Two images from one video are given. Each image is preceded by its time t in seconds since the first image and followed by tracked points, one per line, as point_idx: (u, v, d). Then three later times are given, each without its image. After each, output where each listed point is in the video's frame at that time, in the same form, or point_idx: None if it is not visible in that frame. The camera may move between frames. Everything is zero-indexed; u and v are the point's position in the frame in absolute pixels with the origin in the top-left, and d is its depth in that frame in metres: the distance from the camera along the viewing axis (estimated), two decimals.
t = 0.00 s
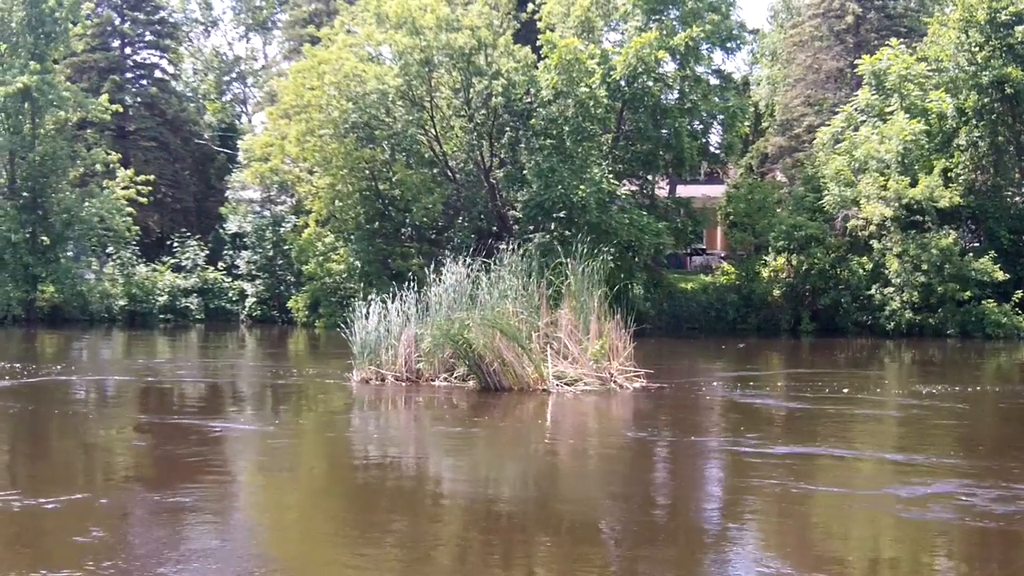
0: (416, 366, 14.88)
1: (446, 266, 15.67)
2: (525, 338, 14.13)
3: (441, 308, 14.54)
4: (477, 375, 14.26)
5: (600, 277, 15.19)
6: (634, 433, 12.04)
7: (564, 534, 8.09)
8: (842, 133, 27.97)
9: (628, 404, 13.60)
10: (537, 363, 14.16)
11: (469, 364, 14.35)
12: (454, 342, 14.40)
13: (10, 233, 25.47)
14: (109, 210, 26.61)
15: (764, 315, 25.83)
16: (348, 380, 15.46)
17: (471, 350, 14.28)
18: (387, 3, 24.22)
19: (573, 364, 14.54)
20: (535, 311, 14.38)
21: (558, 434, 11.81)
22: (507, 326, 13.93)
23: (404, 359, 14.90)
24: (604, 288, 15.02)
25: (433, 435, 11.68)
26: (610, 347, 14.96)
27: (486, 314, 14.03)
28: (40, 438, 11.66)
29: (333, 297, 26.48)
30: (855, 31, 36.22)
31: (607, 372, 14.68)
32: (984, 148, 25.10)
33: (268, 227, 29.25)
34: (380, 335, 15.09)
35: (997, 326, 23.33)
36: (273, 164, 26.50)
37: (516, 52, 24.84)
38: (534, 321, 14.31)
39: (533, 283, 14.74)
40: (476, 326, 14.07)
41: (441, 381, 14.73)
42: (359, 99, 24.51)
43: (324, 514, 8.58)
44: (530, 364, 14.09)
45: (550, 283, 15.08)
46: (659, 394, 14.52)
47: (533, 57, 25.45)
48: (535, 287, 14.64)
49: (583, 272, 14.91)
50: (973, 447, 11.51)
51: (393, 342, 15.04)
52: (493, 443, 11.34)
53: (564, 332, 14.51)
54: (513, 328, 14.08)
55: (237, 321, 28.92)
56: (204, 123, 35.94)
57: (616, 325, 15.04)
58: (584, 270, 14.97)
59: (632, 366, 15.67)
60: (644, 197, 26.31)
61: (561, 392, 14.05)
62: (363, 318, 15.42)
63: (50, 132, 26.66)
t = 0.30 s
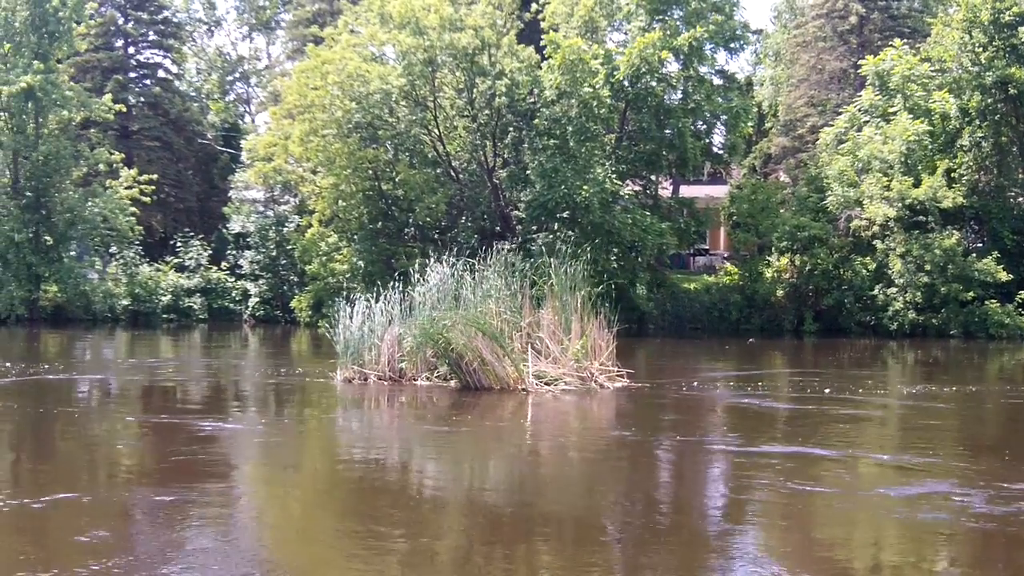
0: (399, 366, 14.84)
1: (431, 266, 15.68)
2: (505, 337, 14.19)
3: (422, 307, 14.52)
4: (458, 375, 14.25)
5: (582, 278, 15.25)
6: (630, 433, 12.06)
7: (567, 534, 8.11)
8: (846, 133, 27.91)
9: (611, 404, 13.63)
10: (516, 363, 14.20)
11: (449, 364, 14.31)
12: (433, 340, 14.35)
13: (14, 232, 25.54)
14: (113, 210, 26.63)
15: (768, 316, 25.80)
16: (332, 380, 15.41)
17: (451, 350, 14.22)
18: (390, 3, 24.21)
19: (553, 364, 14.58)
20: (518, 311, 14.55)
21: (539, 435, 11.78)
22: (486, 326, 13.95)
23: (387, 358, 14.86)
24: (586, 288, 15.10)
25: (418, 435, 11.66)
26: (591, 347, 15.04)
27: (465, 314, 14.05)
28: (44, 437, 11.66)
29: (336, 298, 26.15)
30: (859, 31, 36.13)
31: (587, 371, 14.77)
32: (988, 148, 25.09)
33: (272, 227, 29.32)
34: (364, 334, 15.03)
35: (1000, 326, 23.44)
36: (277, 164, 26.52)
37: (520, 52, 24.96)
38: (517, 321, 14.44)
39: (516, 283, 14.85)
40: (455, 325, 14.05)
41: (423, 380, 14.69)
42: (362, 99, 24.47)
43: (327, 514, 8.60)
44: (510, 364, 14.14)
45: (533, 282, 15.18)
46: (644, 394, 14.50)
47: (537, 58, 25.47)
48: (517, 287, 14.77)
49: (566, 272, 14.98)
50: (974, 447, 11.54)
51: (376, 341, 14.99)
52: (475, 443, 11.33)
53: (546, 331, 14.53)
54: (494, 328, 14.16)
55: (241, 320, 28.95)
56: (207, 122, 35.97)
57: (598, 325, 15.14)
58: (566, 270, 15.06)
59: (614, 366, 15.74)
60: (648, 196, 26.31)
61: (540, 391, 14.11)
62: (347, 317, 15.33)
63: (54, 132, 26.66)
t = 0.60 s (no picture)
0: (379, 367, 14.88)
1: (412, 266, 15.65)
2: (482, 338, 14.18)
3: (400, 307, 14.56)
4: (436, 375, 14.17)
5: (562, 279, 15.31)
6: (624, 433, 12.12)
7: (566, 534, 8.12)
8: (846, 133, 27.80)
9: (591, 403, 13.70)
10: (493, 363, 14.20)
11: (427, 364, 14.22)
12: (410, 340, 14.30)
13: (13, 233, 25.51)
14: (112, 211, 26.62)
15: (768, 316, 25.80)
16: (312, 381, 15.40)
17: (429, 350, 14.13)
18: (390, 4, 24.18)
19: (530, 364, 14.62)
20: (498, 311, 14.58)
21: (519, 435, 11.78)
22: (463, 327, 13.93)
23: (367, 359, 14.91)
24: (565, 289, 15.18)
25: (401, 435, 11.70)
26: (570, 347, 15.06)
27: (441, 315, 14.02)
28: (45, 438, 11.67)
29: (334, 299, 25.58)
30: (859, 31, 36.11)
31: (565, 370, 14.79)
32: (987, 148, 25.06)
33: (272, 228, 29.23)
34: (345, 335, 15.11)
35: (999, 326, 23.46)
36: (277, 165, 26.40)
37: (519, 54, 24.97)
38: (496, 321, 14.49)
39: (496, 283, 14.80)
40: (433, 326, 13.97)
41: (402, 381, 14.74)
42: (362, 99, 24.44)
43: (327, 514, 8.61)
44: (488, 364, 14.13)
45: (513, 282, 15.17)
46: (623, 394, 14.53)
47: (537, 58, 25.53)
48: (497, 287, 14.75)
49: (546, 271, 14.97)
50: (976, 447, 11.53)
51: (356, 342, 15.07)
52: (457, 444, 11.33)
53: (524, 329, 14.62)
54: (471, 329, 14.17)
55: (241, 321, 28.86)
56: (206, 123, 35.94)
57: (577, 325, 15.16)
58: (547, 270, 15.06)
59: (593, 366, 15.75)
60: (647, 197, 26.23)
61: (516, 391, 14.13)
62: (329, 318, 15.49)
63: (53, 133, 26.67)
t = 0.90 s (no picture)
0: (354, 364, 14.95)
1: (388, 263, 15.68)
2: (455, 335, 14.30)
3: (378, 303, 14.61)
4: (409, 372, 14.21)
5: (536, 277, 15.40)
6: (614, 432, 12.05)
7: (561, 533, 8.07)
8: (840, 131, 27.56)
9: (567, 403, 13.60)
10: (465, 360, 14.26)
11: (399, 361, 14.29)
12: (383, 338, 14.43)
13: (7, 232, 25.55)
14: (107, 209, 26.55)
15: (762, 313, 25.83)
16: (286, 378, 15.47)
17: (401, 347, 14.18)
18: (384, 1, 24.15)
19: (503, 361, 14.64)
20: (473, 308, 14.66)
21: (510, 434, 11.74)
22: (436, 325, 13.99)
23: (342, 356, 14.97)
24: (540, 287, 15.25)
25: (376, 433, 11.72)
26: (543, 344, 15.08)
27: (412, 313, 14.13)
28: (37, 438, 11.60)
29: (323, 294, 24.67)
30: (853, 28, 36.15)
31: (539, 368, 14.78)
32: (981, 146, 25.21)
33: (266, 226, 29.21)
34: (320, 332, 15.19)
35: (994, 323, 23.42)
36: (271, 163, 26.39)
37: (515, 51, 24.99)
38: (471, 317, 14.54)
39: (472, 281, 14.92)
40: (405, 322, 14.06)
41: (377, 377, 14.82)
42: (356, 97, 24.44)
43: (321, 514, 8.57)
44: (459, 361, 14.18)
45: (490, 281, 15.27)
46: (593, 391, 14.53)
47: (531, 56, 25.60)
48: (473, 285, 14.84)
49: (522, 269, 15.05)
50: (971, 447, 11.42)
51: (332, 338, 15.13)
52: (445, 443, 11.29)
53: (498, 326, 14.67)
54: (444, 326, 14.25)
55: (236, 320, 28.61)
56: (201, 122, 35.75)
57: (554, 323, 15.19)
58: (523, 268, 15.12)
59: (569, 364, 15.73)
60: (642, 194, 26.28)
61: (487, 389, 14.13)
62: (305, 315, 15.56)
63: (47, 130, 26.67)
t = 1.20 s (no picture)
0: (330, 361, 14.94)
1: (365, 260, 15.74)
2: (427, 333, 14.41)
3: (353, 300, 14.64)
4: (382, 369, 14.39)
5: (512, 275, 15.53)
6: (600, 430, 12.12)
7: (559, 532, 8.04)
8: (836, 130, 27.50)
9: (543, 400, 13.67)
10: (439, 357, 14.38)
11: (373, 358, 14.47)
12: (357, 335, 14.54)
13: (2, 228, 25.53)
14: (102, 205, 26.48)
15: (758, 312, 25.79)
16: (262, 374, 15.50)
17: (375, 345, 14.40)
18: None
19: (476, 358, 14.71)
20: (448, 306, 14.77)
21: (505, 433, 11.72)
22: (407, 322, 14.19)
23: (319, 353, 14.96)
24: (516, 285, 15.35)
25: (352, 429, 11.79)
26: (519, 342, 15.10)
27: (384, 310, 14.34)
28: (32, 434, 11.58)
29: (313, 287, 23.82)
30: (849, 28, 36.09)
31: (514, 365, 14.83)
32: (977, 145, 25.46)
33: (261, 223, 28.97)
34: (296, 329, 15.17)
35: (989, 323, 23.56)
36: (267, 160, 26.37)
37: (511, 49, 25.04)
38: (446, 314, 14.65)
39: (448, 278, 15.05)
40: (378, 320, 14.31)
41: (352, 374, 14.78)
42: (352, 94, 24.50)
43: (317, 512, 8.53)
44: (433, 358, 14.33)
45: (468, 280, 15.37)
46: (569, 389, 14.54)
47: (528, 54, 25.62)
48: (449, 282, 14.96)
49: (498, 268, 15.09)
50: (968, 447, 11.38)
51: (308, 336, 15.11)
52: (437, 441, 11.27)
53: (471, 324, 14.72)
54: (418, 325, 14.43)
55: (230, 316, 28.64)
56: (196, 118, 35.46)
57: (530, 321, 15.24)
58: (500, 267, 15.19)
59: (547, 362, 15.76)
60: (638, 193, 26.18)
61: (459, 386, 14.23)
62: (282, 312, 15.56)
63: (43, 127, 26.66)
